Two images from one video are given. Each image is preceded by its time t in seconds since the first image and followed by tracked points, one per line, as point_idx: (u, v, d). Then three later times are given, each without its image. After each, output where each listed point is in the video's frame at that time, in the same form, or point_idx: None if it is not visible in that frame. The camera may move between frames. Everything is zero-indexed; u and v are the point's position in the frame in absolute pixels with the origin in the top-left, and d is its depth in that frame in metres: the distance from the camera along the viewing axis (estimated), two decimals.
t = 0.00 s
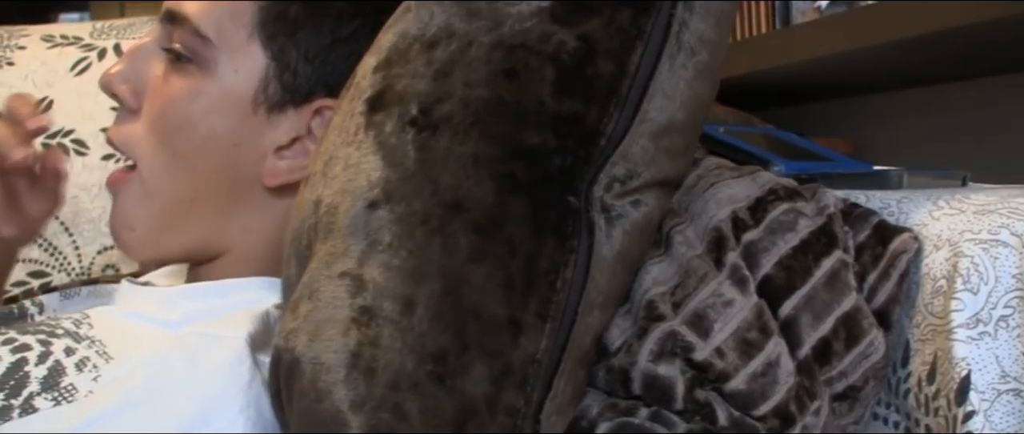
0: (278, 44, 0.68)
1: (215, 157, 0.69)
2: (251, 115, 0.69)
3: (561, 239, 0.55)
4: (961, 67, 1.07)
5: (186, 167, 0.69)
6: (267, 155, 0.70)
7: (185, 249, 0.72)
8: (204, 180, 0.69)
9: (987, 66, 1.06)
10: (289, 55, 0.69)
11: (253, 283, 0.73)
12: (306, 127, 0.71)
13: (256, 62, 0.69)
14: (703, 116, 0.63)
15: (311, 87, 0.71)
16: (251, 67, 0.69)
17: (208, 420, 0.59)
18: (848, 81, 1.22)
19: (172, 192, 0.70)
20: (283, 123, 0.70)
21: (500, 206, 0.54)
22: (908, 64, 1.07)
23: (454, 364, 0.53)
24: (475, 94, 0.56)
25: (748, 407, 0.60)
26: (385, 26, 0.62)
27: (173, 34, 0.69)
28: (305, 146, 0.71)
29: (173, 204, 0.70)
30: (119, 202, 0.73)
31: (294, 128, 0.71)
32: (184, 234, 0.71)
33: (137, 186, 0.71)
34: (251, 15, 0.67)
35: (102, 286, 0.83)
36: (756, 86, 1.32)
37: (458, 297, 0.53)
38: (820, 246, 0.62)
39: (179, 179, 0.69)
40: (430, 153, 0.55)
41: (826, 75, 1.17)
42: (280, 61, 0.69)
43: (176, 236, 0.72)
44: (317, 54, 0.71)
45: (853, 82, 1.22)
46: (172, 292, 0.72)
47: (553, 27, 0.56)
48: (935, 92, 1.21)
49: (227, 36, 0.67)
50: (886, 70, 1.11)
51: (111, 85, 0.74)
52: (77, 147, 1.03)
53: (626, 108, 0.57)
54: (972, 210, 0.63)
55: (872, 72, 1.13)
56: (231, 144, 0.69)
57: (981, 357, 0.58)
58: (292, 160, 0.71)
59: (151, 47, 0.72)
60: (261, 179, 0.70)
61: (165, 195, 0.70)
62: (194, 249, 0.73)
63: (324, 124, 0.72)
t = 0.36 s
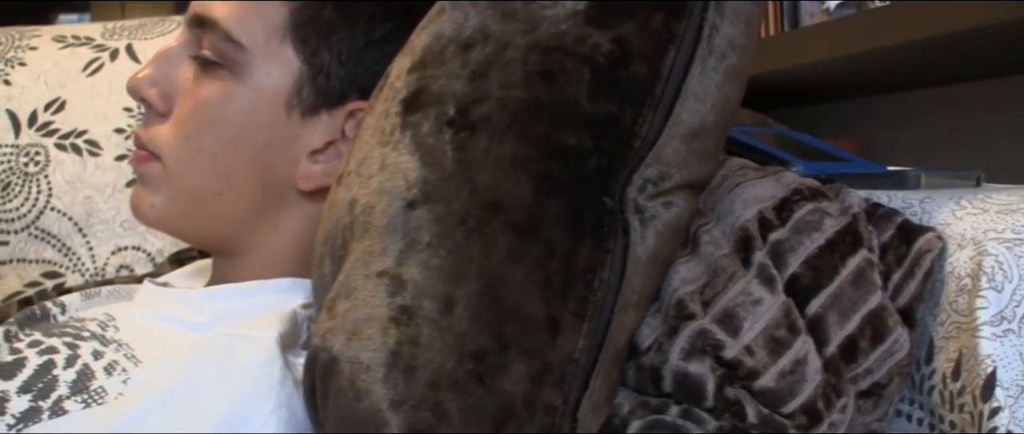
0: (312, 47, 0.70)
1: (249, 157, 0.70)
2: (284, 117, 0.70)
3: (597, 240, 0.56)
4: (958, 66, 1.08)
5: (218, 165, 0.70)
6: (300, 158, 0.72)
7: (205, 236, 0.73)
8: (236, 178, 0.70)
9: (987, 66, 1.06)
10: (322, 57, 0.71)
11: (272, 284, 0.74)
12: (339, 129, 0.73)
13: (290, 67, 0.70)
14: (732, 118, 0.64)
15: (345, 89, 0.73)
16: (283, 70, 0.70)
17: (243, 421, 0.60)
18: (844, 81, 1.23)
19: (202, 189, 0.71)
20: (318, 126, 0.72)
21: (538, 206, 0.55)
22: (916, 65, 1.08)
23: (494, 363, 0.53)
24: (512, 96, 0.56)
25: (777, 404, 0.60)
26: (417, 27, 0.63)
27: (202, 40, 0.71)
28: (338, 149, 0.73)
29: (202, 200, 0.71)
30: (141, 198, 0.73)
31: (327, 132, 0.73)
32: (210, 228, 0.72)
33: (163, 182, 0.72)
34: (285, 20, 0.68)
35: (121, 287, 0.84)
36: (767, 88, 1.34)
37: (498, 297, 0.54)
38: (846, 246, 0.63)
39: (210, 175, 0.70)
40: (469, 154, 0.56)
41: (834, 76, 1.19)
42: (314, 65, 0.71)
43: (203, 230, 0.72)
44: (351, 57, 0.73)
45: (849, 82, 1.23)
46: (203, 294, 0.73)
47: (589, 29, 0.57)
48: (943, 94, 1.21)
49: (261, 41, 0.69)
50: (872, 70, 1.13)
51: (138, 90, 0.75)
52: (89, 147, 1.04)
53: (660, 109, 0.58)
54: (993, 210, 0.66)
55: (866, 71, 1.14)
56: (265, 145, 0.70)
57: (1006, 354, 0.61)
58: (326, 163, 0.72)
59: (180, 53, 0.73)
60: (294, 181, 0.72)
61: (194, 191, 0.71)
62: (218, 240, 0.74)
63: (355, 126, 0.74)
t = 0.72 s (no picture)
0: (335, 48, 0.70)
1: (275, 164, 0.70)
2: (308, 119, 0.70)
3: (629, 241, 0.56)
4: (960, 67, 1.08)
5: (244, 174, 0.70)
6: (325, 159, 0.71)
7: (240, 252, 0.74)
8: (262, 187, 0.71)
9: (992, 67, 1.07)
10: (345, 59, 0.71)
11: (298, 285, 0.74)
12: (362, 129, 0.72)
13: (314, 69, 0.70)
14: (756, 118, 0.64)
15: (368, 92, 0.73)
16: (307, 71, 0.70)
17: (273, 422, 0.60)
18: (846, 81, 1.25)
19: (229, 198, 0.71)
20: (341, 128, 0.72)
21: (571, 207, 0.55)
22: (924, 66, 1.09)
23: (529, 362, 0.54)
24: (543, 97, 0.57)
25: (803, 402, 0.60)
26: (445, 28, 0.63)
27: (224, 41, 0.71)
28: (361, 150, 0.72)
29: (229, 209, 0.72)
30: (172, 219, 0.75)
31: (350, 132, 0.72)
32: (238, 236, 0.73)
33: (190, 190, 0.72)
34: (309, 20, 0.68)
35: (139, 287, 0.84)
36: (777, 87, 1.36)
37: (532, 296, 0.54)
38: (869, 245, 0.64)
39: (236, 184, 0.71)
40: (502, 154, 0.56)
41: (842, 75, 1.20)
42: (336, 65, 0.71)
43: (230, 238, 0.73)
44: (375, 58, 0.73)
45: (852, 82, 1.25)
46: (225, 297, 0.73)
47: (619, 31, 0.57)
48: (953, 95, 1.22)
49: (283, 40, 0.69)
50: (875, 69, 1.14)
51: (160, 93, 0.75)
52: (101, 147, 1.08)
53: (688, 110, 0.58)
54: (1014, 211, 0.67)
55: (869, 71, 1.16)
56: (290, 148, 0.70)
57: None
58: (349, 164, 0.72)
59: (202, 54, 0.73)
60: (319, 182, 0.72)
61: (221, 200, 0.71)
62: (247, 250, 0.74)
63: (379, 127, 0.73)
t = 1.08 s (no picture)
0: (355, 48, 0.71)
1: (295, 161, 0.71)
2: (328, 119, 0.71)
3: (653, 240, 0.57)
4: (963, 67, 1.09)
5: (262, 170, 0.70)
6: (345, 159, 0.72)
7: (251, 240, 0.74)
8: (280, 182, 0.71)
9: (995, 67, 1.08)
10: (365, 58, 0.72)
11: (311, 285, 0.74)
12: (383, 130, 0.74)
13: (333, 69, 0.71)
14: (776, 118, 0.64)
15: (388, 91, 0.74)
16: (326, 72, 0.71)
17: (295, 423, 0.60)
18: (848, 81, 1.27)
19: (247, 194, 0.71)
20: (361, 129, 0.73)
21: (596, 206, 0.56)
22: (930, 66, 1.10)
23: (556, 361, 0.54)
24: (568, 97, 0.57)
25: (822, 400, 0.61)
26: (466, 28, 0.64)
27: (242, 40, 0.71)
28: (381, 150, 0.74)
29: (246, 205, 0.72)
30: (183, 201, 0.74)
31: (370, 133, 0.73)
32: (255, 231, 0.73)
33: (207, 187, 0.72)
34: (329, 21, 0.69)
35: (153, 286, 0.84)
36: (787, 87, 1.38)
37: (559, 295, 0.55)
38: (888, 244, 0.64)
39: (255, 180, 0.71)
40: (527, 154, 0.56)
41: (848, 75, 1.22)
42: (358, 66, 0.72)
43: (245, 233, 0.73)
44: (393, 57, 0.74)
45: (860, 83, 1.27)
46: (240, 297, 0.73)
47: (641, 31, 0.57)
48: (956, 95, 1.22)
49: (303, 41, 0.69)
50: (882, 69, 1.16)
51: (176, 92, 0.75)
52: (111, 147, 1.09)
53: (710, 110, 0.58)
54: None
55: (876, 72, 1.17)
56: (310, 147, 0.71)
57: None
58: (369, 165, 0.73)
59: (219, 53, 0.73)
60: (338, 182, 0.73)
61: (239, 196, 0.72)
62: (260, 243, 0.74)
63: (399, 127, 0.74)
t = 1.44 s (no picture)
0: (370, 48, 0.71)
1: (311, 163, 0.71)
2: (343, 120, 0.71)
3: (672, 239, 0.57)
4: (967, 67, 1.10)
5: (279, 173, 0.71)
6: (360, 159, 0.73)
7: (268, 248, 0.74)
8: (296, 185, 0.71)
9: (998, 67, 1.08)
10: (380, 59, 0.72)
11: (325, 284, 0.74)
12: (397, 129, 0.74)
13: (347, 69, 0.71)
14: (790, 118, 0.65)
15: (404, 91, 0.74)
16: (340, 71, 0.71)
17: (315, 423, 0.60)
18: (852, 81, 1.28)
19: (264, 197, 0.72)
20: (376, 128, 0.73)
21: (615, 205, 0.56)
22: (933, 65, 1.11)
23: (578, 359, 0.54)
24: (587, 97, 0.57)
25: (837, 397, 0.61)
26: (482, 28, 0.64)
27: (256, 41, 0.71)
28: (395, 150, 0.74)
29: (263, 208, 0.72)
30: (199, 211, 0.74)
31: (384, 132, 0.74)
32: (272, 233, 0.73)
33: (224, 192, 0.73)
34: (343, 20, 0.70)
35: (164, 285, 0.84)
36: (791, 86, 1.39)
37: (579, 294, 0.55)
38: (901, 242, 0.65)
39: (272, 183, 0.71)
40: (546, 154, 0.57)
41: (853, 75, 1.23)
42: (374, 67, 0.72)
43: (262, 238, 0.73)
44: (408, 57, 0.74)
45: (864, 82, 1.28)
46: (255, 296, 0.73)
47: (659, 32, 0.57)
48: (959, 95, 1.23)
49: (317, 41, 0.70)
50: (886, 69, 1.17)
51: (189, 94, 0.75)
52: (118, 146, 1.09)
53: (727, 110, 0.58)
54: None
55: (881, 71, 1.19)
56: (325, 149, 0.71)
57: None
58: (384, 164, 0.74)
59: (232, 55, 0.73)
60: (354, 182, 0.73)
61: (256, 198, 0.72)
62: (276, 247, 0.74)
63: (412, 126, 0.75)
